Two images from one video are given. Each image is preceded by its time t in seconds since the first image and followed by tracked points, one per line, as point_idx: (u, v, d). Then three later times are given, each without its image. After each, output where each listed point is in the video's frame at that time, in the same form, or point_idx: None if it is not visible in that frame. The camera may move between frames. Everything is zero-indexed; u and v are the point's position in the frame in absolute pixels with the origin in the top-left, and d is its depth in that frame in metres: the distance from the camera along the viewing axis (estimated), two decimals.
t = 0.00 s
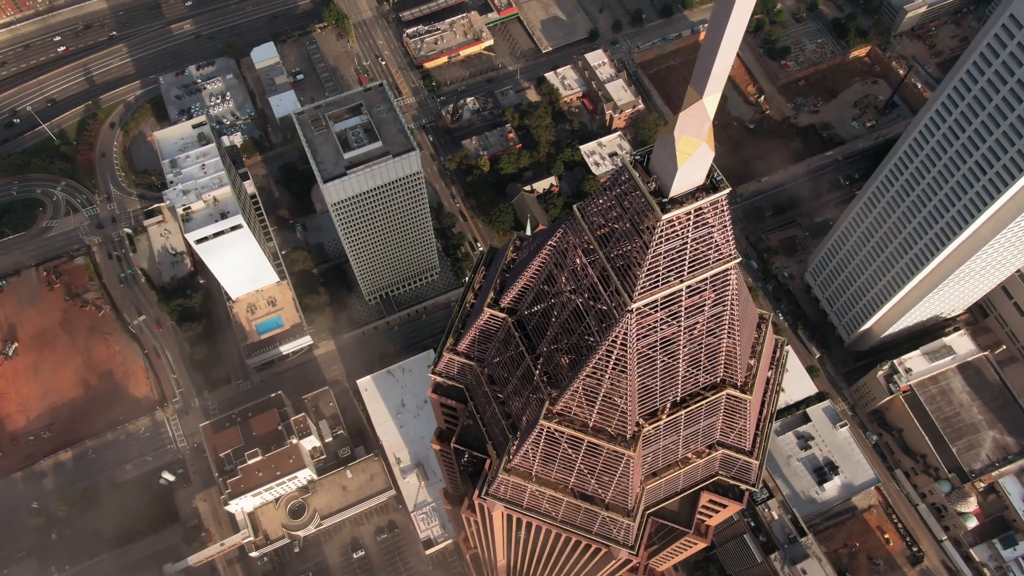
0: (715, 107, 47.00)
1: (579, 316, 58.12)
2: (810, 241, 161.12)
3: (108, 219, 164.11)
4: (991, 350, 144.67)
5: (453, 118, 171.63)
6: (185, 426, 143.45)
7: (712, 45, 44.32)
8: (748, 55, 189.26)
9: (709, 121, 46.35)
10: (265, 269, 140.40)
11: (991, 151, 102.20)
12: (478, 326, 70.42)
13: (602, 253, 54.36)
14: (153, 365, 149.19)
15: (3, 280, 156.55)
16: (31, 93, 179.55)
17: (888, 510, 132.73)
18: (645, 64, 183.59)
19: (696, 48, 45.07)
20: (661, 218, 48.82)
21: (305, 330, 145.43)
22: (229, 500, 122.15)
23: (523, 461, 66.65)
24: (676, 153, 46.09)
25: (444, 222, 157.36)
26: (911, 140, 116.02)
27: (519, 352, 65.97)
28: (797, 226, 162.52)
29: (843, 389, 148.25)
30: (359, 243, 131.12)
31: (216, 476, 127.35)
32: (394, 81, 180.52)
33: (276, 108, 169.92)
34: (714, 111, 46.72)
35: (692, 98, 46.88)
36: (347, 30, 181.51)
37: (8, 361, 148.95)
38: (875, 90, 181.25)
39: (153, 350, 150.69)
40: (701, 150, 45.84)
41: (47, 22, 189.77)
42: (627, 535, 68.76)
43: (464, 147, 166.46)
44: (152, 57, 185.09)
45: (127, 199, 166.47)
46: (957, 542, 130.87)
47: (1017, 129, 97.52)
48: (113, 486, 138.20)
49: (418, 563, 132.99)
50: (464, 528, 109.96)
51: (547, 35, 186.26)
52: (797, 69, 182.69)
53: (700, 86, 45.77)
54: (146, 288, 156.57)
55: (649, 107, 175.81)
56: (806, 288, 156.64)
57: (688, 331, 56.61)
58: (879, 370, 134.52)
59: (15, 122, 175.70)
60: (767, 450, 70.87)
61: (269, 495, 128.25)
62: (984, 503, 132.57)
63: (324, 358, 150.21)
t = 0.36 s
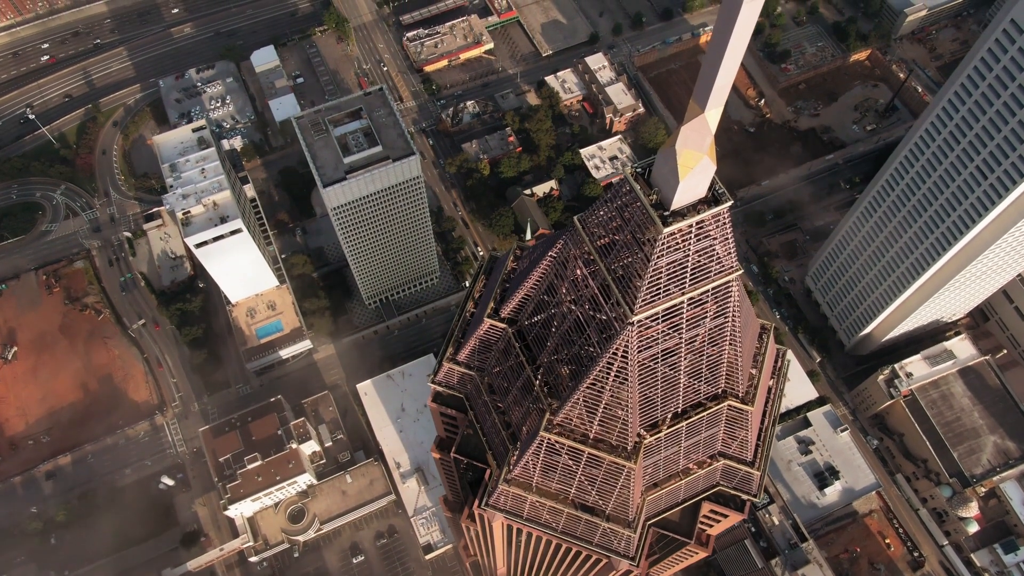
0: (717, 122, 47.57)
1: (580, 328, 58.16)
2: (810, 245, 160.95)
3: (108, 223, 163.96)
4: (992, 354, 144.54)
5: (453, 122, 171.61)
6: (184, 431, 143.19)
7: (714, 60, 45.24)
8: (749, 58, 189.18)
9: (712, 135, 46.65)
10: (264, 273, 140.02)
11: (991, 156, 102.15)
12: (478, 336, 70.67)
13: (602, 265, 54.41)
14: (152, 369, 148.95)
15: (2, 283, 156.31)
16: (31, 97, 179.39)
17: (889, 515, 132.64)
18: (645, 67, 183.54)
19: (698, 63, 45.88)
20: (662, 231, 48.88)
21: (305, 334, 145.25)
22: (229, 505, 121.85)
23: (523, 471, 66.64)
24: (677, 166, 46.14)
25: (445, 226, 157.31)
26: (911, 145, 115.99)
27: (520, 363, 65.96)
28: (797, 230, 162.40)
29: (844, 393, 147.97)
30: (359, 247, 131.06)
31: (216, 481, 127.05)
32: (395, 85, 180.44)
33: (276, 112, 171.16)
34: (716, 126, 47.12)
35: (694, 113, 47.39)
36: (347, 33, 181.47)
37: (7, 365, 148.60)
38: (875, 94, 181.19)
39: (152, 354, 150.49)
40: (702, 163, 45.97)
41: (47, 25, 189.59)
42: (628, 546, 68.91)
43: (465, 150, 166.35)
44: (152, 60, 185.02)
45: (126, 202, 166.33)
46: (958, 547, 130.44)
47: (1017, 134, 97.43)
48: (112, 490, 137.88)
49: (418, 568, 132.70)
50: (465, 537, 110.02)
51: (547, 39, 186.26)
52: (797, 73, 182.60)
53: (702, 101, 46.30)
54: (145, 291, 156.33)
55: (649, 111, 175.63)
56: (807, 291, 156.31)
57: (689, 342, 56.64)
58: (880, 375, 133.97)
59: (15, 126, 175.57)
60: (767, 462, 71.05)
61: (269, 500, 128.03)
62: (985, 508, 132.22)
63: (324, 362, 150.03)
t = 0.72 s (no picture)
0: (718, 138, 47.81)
1: (581, 340, 58.52)
2: (811, 249, 160.72)
3: (107, 227, 163.79)
4: (993, 359, 144.18)
5: (453, 126, 171.41)
6: (184, 435, 142.91)
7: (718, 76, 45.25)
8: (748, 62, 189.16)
9: (714, 151, 46.80)
10: (264, 277, 139.76)
11: (992, 162, 102.10)
12: (479, 348, 71.51)
13: (603, 278, 54.65)
14: (151, 374, 148.74)
15: (2, 288, 156.21)
16: (31, 101, 179.37)
17: (890, 520, 132.53)
18: (645, 71, 183.55)
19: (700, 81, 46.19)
20: (663, 245, 48.93)
21: (305, 338, 144.93)
22: (228, 510, 121.54)
23: (523, 484, 67.10)
24: (679, 181, 46.29)
25: (444, 230, 157.18)
26: (911, 150, 115.98)
27: (520, 374, 66.66)
28: (798, 233, 162.13)
29: (845, 398, 147.63)
30: (359, 253, 131.00)
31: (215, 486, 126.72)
32: (395, 88, 180.41)
33: (276, 116, 170.96)
34: (718, 141, 47.28)
35: (696, 128, 47.58)
36: (347, 37, 181.48)
37: (6, 369, 148.36)
38: (876, 98, 181.03)
39: (152, 358, 150.25)
40: (705, 179, 46.01)
41: (47, 29, 189.62)
42: (629, 557, 69.41)
43: (465, 154, 166.19)
44: (152, 64, 185.02)
45: (126, 206, 166.26)
46: (959, 552, 129.89)
47: (1019, 140, 97.35)
48: (112, 495, 137.56)
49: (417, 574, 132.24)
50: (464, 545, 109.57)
51: (547, 43, 186.29)
52: (797, 76, 182.57)
53: (704, 117, 46.51)
54: (145, 296, 156.20)
55: (649, 115, 175.42)
56: (807, 296, 155.94)
57: (691, 355, 56.83)
58: (880, 380, 134.00)
59: (15, 130, 175.45)
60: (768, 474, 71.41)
61: (268, 505, 127.68)
62: (987, 513, 131.70)
63: (323, 366, 149.88)
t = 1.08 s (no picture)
0: (720, 153, 50.64)
1: (582, 353, 61.82)
2: (811, 253, 160.51)
3: (107, 231, 163.60)
4: (993, 363, 143.92)
5: (453, 130, 171.10)
6: (183, 440, 142.65)
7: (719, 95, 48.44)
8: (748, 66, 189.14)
9: (716, 166, 49.72)
10: (263, 282, 139.30)
11: (994, 166, 101.65)
12: (479, 359, 75.00)
13: (604, 294, 58.01)
14: (151, 378, 148.52)
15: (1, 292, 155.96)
16: (31, 104, 179.24)
17: (890, 525, 132.22)
18: (645, 75, 183.52)
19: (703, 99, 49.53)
20: (667, 261, 52.50)
21: (305, 343, 144.60)
22: (228, 516, 121.14)
23: (523, 496, 70.30)
24: (683, 197, 49.66)
25: (445, 235, 157.00)
26: (913, 154, 115.55)
27: (520, 386, 70.07)
28: (799, 238, 162.02)
29: (845, 403, 147.29)
30: (360, 258, 131.25)
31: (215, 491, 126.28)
32: (395, 92, 180.22)
33: (276, 119, 170.59)
34: (719, 157, 50.31)
35: (697, 143, 50.48)
36: (347, 41, 181.39)
37: (6, 374, 148.01)
38: (876, 101, 180.87)
39: (151, 363, 150.01)
40: (706, 194, 49.58)
41: (47, 33, 189.61)
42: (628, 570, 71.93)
43: (465, 158, 165.92)
44: (152, 68, 184.86)
45: (125, 210, 166.07)
46: (960, 557, 129.42)
47: (1019, 146, 97.23)
48: (111, 500, 137.20)
49: None
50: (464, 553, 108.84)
51: (547, 47, 186.24)
52: (797, 80, 182.57)
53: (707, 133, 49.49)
54: (144, 300, 156.04)
55: (649, 118, 175.13)
56: (808, 300, 155.72)
57: (692, 368, 60.12)
58: (881, 385, 133.65)
59: (15, 134, 175.29)
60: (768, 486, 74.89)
61: (268, 510, 127.41)
62: (987, 519, 131.60)
63: (323, 371, 149.62)
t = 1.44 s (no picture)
0: (722, 167, 51.76)
1: (583, 364, 63.85)
2: (812, 257, 160.29)
3: (107, 234, 163.43)
4: (994, 367, 143.67)
5: (453, 133, 171.03)
6: (182, 444, 142.41)
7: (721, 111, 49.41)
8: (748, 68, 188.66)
9: (717, 180, 51.09)
10: (263, 285, 139.02)
11: (995, 170, 101.52)
12: (480, 369, 79.03)
13: (605, 305, 59.53)
14: (151, 382, 148.32)
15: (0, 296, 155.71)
16: (31, 108, 179.07)
17: (892, 530, 132.52)
18: (645, 78, 183.45)
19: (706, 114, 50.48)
20: (667, 274, 53.79)
21: (304, 347, 144.12)
22: (227, 521, 120.78)
23: (523, 508, 72.86)
24: (683, 210, 50.89)
25: (444, 238, 156.90)
26: (914, 158, 115.35)
27: (521, 396, 73.19)
28: (799, 241, 161.94)
29: (846, 406, 147.03)
30: (360, 262, 131.29)
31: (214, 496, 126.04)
32: (395, 96, 180.17)
33: (275, 123, 170.60)
34: (722, 171, 51.39)
35: (700, 157, 51.47)
36: (347, 44, 181.35)
37: (5, 377, 147.74)
38: (876, 105, 180.75)
39: (151, 367, 149.87)
40: (708, 208, 50.58)
41: (47, 36, 189.48)
42: None
43: (465, 162, 165.73)
44: (151, 71, 184.72)
45: (125, 214, 165.94)
46: (962, 562, 129.02)
47: (1020, 151, 97.19)
48: (110, 505, 136.89)
49: None
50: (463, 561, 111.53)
51: (547, 50, 186.19)
52: (797, 83, 182.46)
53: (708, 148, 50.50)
54: (143, 303, 155.92)
55: (649, 121, 174.97)
56: (810, 304, 155.45)
57: (693, 380, 62.10)
58: (882, 389, 133.32)
59: (14, 137, 175.12)
60: (772, 498, 78.51)
61: (268, 514, 127.06)
62: (989, 523, 131.46)
63: (322, 375, 149.42)
